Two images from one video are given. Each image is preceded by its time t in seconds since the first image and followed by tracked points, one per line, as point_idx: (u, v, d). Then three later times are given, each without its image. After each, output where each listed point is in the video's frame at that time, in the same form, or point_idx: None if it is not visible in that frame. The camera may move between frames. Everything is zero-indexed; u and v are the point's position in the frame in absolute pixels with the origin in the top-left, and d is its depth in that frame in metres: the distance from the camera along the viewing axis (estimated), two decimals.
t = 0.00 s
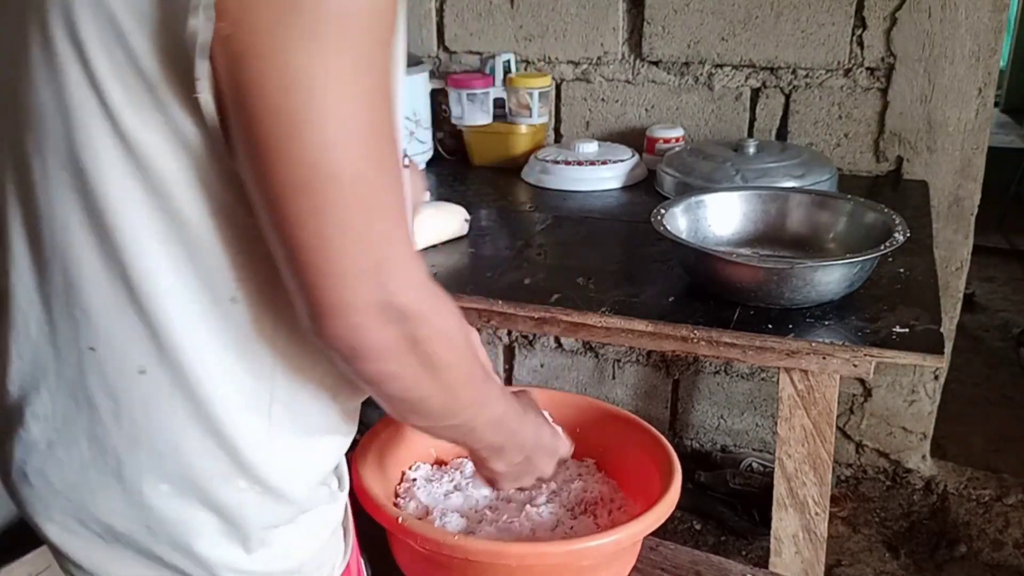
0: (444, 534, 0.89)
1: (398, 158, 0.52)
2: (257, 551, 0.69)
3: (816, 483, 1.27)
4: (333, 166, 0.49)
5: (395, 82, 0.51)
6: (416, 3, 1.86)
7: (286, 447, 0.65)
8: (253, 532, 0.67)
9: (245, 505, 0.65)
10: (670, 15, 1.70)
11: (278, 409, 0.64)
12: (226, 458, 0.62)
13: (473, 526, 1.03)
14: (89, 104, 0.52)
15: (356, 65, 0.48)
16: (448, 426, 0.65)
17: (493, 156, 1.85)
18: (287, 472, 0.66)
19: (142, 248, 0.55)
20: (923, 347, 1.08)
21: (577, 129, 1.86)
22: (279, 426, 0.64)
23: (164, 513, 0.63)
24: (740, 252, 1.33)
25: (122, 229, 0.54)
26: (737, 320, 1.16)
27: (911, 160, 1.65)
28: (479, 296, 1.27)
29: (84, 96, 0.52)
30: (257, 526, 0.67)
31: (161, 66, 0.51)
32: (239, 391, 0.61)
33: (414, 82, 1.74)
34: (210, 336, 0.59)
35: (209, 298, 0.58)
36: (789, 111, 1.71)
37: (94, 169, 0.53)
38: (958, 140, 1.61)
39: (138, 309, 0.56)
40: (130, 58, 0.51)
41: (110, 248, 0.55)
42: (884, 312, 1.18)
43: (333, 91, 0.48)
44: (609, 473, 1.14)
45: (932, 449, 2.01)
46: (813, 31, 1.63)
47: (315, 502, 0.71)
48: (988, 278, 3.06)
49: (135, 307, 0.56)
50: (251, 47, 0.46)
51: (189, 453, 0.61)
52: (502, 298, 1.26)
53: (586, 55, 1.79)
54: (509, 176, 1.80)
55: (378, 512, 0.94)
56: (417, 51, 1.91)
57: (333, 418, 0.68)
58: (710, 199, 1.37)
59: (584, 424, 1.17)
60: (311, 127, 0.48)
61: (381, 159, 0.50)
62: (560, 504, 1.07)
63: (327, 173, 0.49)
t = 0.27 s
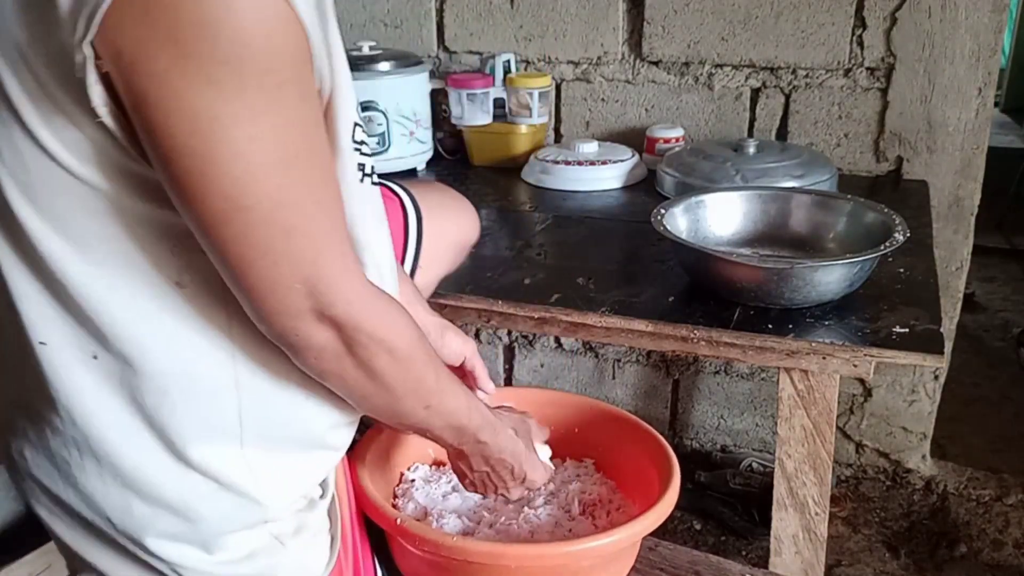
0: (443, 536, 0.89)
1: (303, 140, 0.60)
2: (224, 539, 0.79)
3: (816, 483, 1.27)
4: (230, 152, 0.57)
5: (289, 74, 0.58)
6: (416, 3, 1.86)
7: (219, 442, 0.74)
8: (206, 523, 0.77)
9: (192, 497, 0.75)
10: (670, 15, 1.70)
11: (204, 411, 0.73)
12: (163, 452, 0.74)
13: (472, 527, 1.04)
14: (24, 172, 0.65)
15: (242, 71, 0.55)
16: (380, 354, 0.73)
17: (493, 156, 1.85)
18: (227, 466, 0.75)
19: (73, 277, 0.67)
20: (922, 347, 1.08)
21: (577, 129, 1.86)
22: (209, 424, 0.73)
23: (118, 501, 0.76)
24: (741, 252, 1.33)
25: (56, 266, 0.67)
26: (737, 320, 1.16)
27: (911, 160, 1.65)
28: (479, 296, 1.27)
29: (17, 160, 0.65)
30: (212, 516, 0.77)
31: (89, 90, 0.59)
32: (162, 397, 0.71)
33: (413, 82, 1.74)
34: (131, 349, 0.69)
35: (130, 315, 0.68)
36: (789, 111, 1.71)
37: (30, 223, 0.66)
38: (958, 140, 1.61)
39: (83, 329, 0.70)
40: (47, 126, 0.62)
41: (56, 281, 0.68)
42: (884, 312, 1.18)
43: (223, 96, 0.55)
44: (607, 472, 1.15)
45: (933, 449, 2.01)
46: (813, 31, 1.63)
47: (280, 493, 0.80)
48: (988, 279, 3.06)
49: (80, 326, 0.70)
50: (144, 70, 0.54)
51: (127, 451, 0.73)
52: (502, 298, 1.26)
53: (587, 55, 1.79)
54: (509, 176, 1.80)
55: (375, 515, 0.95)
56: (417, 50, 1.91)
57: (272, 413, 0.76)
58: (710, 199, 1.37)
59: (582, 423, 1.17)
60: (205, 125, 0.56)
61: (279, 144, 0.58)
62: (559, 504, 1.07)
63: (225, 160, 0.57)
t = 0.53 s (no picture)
0: (441, 535, 0.89)
1: (270, 152, 0.60)
2: (199, 530, 0.79)
3: (816, 483, 1.27)
4: (197, 168, 0.57)
5: (250, 91, 0.57)
6: (416, 3, 1.86)
7: (188, 428, 0.75)
8: (177, 512, 0.77)
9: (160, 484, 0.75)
10: (670, 15, 1.70)
11: (168, 395, 0.73)
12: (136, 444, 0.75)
13: (473, 526, 1.04)
14: None
15: (202, 91, 0.55)
16: (365, 355, 0.74)
17: (492, 155, 1.85)
18: (198, 455, 0.76)
19: (41, 267, 0.68)
20: (922, 347, 1.08)
21: (577, 129, 1.86)
22: (175, 408, 0.74)
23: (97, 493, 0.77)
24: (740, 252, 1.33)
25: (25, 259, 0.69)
26: (737, 320, 1.16)
27: (911, 160, 1.65)
28: (480, 296, 1.27)
29: None
30: (183, 506, 0.77)
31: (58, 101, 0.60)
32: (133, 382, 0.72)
33: (413, 82, 1.74)
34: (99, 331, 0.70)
35: (94, 303, 0.70)
36: (789, 111, 1.71)
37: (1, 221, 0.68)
38: (958, 140, 1.61)
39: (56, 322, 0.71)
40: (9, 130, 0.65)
41: (28, 275, 0.70)
42: (884, 312, 1.18)
43: (187, 114, 0.55)
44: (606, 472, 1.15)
45: (933, 449, 2.01)
46: (813, 31, 1.63)
47: (249, 488, 0.80)
48: (988, 278, 3.06)
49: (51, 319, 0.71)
50: (106, 91, 0.55)
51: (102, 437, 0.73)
52: (502, 298, 1.26)
53: (587, 55, 1.79)
54: (508, 176, 1.81)
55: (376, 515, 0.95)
56: (417, 50, 1.91)
57: (242, 402, 0.76)
58: (710, 200, 1.37)
59: (583, 423, 1.17)
60: (168, 141, 0.56)
61: (245, 159, 0.58)
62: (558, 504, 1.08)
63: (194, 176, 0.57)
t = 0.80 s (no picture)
0: (441, 535, 0.89)
1: (255, 143, 0.61)
2: (181, 511, 0.80)
3: (816, 483, 1.27)
4: (182, 155, 0.58)
5: (233, 81, 0.59)
6: (417, 3, 1.86)
7: (172, 410, 0.76)
8: (160, 492, 0.78)
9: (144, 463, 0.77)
10: (670, 15, 1.70)
11: (151, 376, 0.75)
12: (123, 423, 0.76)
13: (473, 526, 1.04)
14: None
15: (187, 80, 0.56)
16: (348, 345, 0.74)
17: (492, 155, 1.85)
18: (181, 437, 0.77)
19: (33, 247, 0.70)
20: (922, 347, 1.08)
21: (577, 129, 1.86)
22: (159, 390, 0.75)
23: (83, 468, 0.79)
24: (740, 252, 1.34)
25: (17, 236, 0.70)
26: (737, 320, 1.16)
27: (910, 160, 1.65)
28: (480, 296, 1.28)
29: None
30: (166, 486, 0.78)
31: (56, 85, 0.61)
32: (119, 361, 0.74)
33: (413, 82, 1.74)
34: (86, 310, 0.72)
35: (84, 284, 0.71)
36: (789, 111, 1.71)
37: None
38: (958, 140, 1.61)
39: (48, 300, 0.73)
40: (10, 117, 0.66)
41: (22, 255, 0.72)
42: (884, 312, 1.18)
43: (172, 100, 0.57)
44: (606, 472, 1.15)
45: (933, 449, 2.01)
46: (813, 31, 1.63)
47: (232, 472, 0.81)
48: (988, 278, 3.06)
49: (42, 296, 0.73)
50: (96, 77, 0.56)
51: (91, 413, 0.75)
52: (502, 298, 1.26)
53: (587, 55, 1.79)
54: (508, 176, 1.81)
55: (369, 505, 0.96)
56: (417, 50, 1.91)
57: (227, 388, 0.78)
58: (710, 199, 1.37)
59: (583, 423, 1.17)
60: (153, 127, 0.57)
61: (229, 147, 0.59)
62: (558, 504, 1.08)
63: (178, 161, 0.58)
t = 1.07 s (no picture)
0: (441, 535, 0.89)
1: (252, 110, 0.65)
2: (168, 484, 0.83)
3: (816, 483, 1.27)
4: (183, 114, 0.62)
5: (238, 50, 0.63)
6: (417, 3, 1.86)
7: (165, 384, 0.80)
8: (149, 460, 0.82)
9: (135, 433, 0.80)
10: (670, 15, 1.70)
11: (146, 350, 0.78)
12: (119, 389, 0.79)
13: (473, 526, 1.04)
14: (10, 117, 0.72)
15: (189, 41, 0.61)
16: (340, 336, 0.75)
17: (492, 155, 1.85)
18: (173, 405, 0.80)
19: (42, 211, 0.74)
20: (922, 347, 1.08)
21: (577, 129, 1.86)
22: (153, 363, 0.79)
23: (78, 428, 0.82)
24: (740, 252, 1.34)
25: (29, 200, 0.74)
26: (737, 320, 1.16)
27: (910, 160, 1.65)
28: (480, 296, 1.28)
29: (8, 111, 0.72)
30: (156, 456, 0.82)
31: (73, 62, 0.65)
32: (115, 333, 0.77)
33: (413, 82, 1.74)
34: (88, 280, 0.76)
35: (88, 255, 0.75)
36: (789, 111, 1.71)
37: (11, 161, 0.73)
38: (958, 140, 1.61)
39: (48, 269, 0.76)
40: (30, 82, 0.69)
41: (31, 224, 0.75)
42: (884, 312, 1.18)
43: (182, 63, 0.61)
44: (606, 472, 1.15)
45: (933, 449, 2.01)
46: (813, 31, 1.63)
47: (220, 450, 0.84)
48: (988, 279, 3.05)
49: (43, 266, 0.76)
50: (111, 39, 0.61)
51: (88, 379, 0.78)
52: (501, 298, 1.27)
53: (587, 55, 1.79)
54: (508, 176, 1.81)
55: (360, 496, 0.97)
56: (417, 50, 1.91)
57: (220, 366, 0.81)
58: (710, 200, 1.37)
59: (583, 423, 1.17)
60: (162, 86, 0.61)
61: (232, 111, 0.64)
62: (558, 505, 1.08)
63: (182, 120, 0.63)
